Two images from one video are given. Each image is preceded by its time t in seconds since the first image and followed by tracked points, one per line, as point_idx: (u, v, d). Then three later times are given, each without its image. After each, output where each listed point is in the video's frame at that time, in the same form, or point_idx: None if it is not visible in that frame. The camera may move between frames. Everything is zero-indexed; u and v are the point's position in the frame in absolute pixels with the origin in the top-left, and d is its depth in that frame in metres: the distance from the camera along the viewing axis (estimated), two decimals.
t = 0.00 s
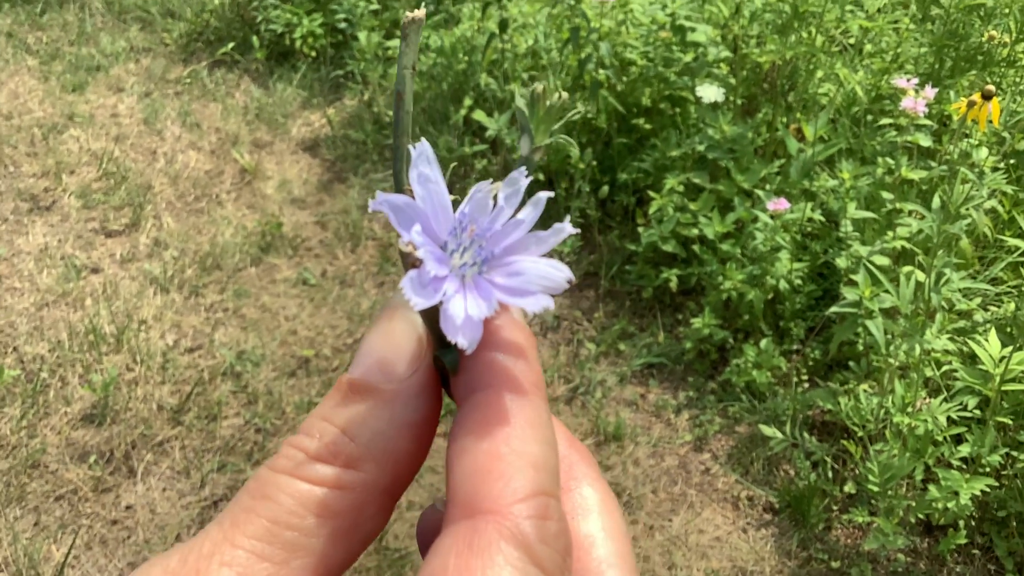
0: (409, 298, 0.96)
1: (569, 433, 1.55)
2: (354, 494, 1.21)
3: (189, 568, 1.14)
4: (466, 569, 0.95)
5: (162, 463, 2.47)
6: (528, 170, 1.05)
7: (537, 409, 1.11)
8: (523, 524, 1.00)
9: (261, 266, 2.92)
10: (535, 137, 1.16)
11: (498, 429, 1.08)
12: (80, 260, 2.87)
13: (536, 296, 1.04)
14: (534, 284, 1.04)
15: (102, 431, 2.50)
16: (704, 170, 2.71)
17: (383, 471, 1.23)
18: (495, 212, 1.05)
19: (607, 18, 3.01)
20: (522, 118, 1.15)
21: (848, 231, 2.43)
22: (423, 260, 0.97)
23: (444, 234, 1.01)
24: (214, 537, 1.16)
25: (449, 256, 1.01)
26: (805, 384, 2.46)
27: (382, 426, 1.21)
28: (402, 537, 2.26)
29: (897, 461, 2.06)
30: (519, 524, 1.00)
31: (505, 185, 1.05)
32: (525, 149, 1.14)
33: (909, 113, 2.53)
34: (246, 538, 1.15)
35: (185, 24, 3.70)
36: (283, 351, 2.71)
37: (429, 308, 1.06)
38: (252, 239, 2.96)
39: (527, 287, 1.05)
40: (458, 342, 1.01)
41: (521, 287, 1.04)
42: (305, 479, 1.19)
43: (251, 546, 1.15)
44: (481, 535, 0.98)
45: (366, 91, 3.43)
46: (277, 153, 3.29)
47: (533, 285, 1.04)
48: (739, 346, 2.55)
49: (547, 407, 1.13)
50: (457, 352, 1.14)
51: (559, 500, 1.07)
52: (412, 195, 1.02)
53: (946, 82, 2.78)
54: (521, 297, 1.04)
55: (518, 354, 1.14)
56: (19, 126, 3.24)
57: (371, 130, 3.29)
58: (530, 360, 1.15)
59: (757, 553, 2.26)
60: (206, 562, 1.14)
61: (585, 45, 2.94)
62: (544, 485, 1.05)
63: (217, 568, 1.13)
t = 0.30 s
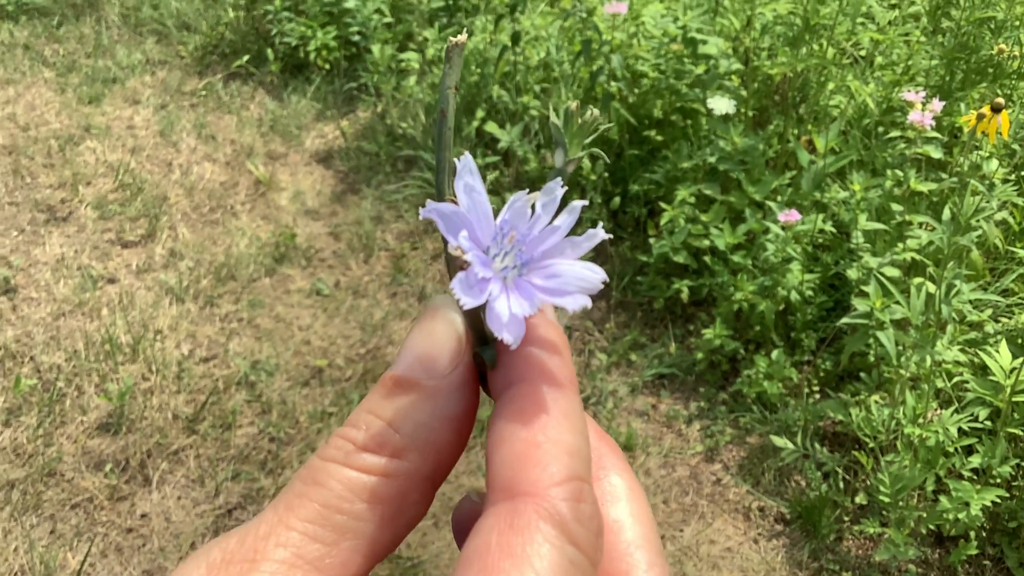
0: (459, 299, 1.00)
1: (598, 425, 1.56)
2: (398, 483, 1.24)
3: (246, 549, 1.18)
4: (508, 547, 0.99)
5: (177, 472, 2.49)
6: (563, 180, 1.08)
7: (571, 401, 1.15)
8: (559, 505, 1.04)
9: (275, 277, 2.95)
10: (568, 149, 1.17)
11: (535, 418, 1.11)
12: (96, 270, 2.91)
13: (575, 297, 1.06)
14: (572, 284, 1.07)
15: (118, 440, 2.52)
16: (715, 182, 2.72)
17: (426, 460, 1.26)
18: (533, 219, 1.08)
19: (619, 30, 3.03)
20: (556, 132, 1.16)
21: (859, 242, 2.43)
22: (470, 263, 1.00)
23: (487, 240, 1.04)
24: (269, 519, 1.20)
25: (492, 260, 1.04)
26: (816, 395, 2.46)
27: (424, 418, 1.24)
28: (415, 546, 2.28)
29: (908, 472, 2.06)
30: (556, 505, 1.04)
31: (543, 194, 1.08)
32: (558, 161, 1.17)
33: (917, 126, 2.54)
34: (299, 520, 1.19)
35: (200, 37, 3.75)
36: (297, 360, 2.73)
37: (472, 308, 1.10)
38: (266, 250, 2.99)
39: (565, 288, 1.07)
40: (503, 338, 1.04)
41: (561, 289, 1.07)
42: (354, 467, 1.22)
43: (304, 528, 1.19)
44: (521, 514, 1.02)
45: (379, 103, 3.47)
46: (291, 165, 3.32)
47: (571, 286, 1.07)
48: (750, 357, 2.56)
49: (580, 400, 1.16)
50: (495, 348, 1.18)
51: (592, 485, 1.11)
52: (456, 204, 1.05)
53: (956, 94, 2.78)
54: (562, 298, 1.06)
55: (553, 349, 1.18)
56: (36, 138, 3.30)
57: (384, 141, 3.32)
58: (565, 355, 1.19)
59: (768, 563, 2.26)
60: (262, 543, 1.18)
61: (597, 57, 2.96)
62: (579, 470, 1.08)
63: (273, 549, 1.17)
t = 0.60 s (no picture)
0: (460, 283, 1.03)
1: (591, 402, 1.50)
2: (407, 460, 1.22)
3: (265, 520, 1.19)
4: (509, 512, 1.02)
5: (186, 480, 2.50)
6: (558, 172, 1.12)
7: (567, 377, 1.16)
8: (556, 474, 1.06)
9: (285, 286, 2.97)
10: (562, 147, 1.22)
11: (533, 392, 1.12)
12: (106, 279, 2.94)
13: (567, 280, 1.11)
14: (565, 270, 1.11)
15: (128, 448, 2.54)
16: (723, 192, 2.73)
17: (433, 438, 1.24)
18: (530, 210, 1.11)
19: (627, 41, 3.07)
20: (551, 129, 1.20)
21: (866, 252, 2.44)
22: (470, 250, 1.03)
23: (487, 230, 1.07)
24: (286, 492, 1.21)
25: (491, 248, 1.08)
26: (824, 405, 2.46)
27: (431, 398, 1.22)
28: (422, 554, 2.29)
29: (915, 481, 2.06)
30: (553, 473, 1.07)
31: (538, 186, 1.11)
32: (555, 157, 1.21)
33: (925, 136, 2.54)
34: (314, 493, 1.19)
35: (211, 47, 3.78)
36: (305, 369, 2.75)
37: (471, 290, 1.14)
38: (275, 259, 3.02)
39: (558, 273, 1.12)
40: (500, 319, 1.08)
41: (555, 274, 1.11)
42: (364, 443, 1.21)
43: (320, 499, 1.19)
44: (520, 482, 1.05)
45: (389, 113, 3.49)
46: (301, 175, 3.35)
47: (564, 272, 1.11)
48: (758, 367, 2.56)
49: (575, 376, 1.17)
50: (496, 331, 1.18)
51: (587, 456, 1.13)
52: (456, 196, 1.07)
53: (964, 105, 2.78)
54: (555, 282, 1.11)
55: (549, 330, 1.17)
56: (48, 147, 3.33)
57: (393, 151, 3.34)
58: (560, 333, 1.19)
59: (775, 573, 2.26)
60: (280, 515, 1.18)
61: (605, 68, 2.98)
62: (575, 441, 1.11)
63: (290, 520, 1.18)
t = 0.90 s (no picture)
0: (420, 267, 1.06)
1: (557, 380, 1.54)
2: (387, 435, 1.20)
3: (252, 490, 1.14)
4: (473, 474, 1.04)
5: (191, 488, 2.52)
6: (514, 164, 1.16)
7: (530, 349, 1.18)
8: (518, 440, 1.08)
9: (290, 295, 2.98)
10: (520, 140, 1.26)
11: (495, 366, 1.14)
12: (113, 288, 2.96)
13: (521, 263, 1.15)
14: (519, 254, 1.15)
15: (133, 456, 2.55)
16: (726, 203, 2.74)
17: (411, 414, 1.21)
18: (489, 200, 1.15)
19: (630, 53, 3.07)
20: (509, 127, 1.25)
21: (868, 262, 2.45)
22: (430, 236, 1.07)
23: (448, 218, 1.10)
24: (271, 465, 1.17)
25: (452, 235, 1.11)
26: (826, 415, 2.47)
27: (407, 373, 1.22)
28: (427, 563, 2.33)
29: (916, 492, 2.07)
30: (515, 439, 1.08)
31: (496, 178, 1.15)
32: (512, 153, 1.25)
33: (925, 149, 2.56)
34: (299, 465, 1.15)
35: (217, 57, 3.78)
36: (310, 378, 2.75)
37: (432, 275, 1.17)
38: (280, 269, 3.03)
39: (513, 258, 1.15)
40: (457, 300, 1.11)
41: (510, 257, 1.14)
42: (344, 416, 1.18)
43: (306, 470, 1.15)
44: (484, 448, 1.07)
45: (394, 124, 3.51)
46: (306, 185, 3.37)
47: (518, 256, 1.15)
48: (761, 377, 2.56)
49: (537, 348, 1.18)
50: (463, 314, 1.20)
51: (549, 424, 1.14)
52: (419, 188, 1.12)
53: (966, 117, 2.79)
54: (510, 265, 1.14)
55: (508, 306, 1.18)
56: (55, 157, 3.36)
57: (398, 162, 3.36)
58: (520, 307, 1.20)
59: None
60: (268, 484, 1.14)
61: (609, 80, 2.99)
62: (538, 409, 1.12)
63: (278, 490, 1.14)
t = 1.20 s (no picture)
0: (426, 346, 1.10)
1: (565, 448, 1.52)
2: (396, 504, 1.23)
3: (266, 559, 1.15)
4: (478, 549, 1.02)
5: (199, 495, 2.53)
6: (521, 240, 1.19)
7: (536, 422, 1.18)
8: (522, 514, 1.06)
9: (297, 304, 3.00)
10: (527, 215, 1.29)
11: (501, 439, 1.14)
12: (122, 297, 2.98)
13: (526, 339, 1.17)
14: (524, 330, 1.17)
15: (141, 464, 2.57)
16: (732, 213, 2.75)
17: (421, 483, 1.25)
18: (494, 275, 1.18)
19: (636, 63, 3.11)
20: (513, 204, 1.28)
21: (874, 273, 2.43)
22: (437, 314, 1.11)
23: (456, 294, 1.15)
24: (284, 534, 1.18)
25: (460, 311, 1.15)
26: (832, 424, 2.47)
27: (416, 444, 1.25)
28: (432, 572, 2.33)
29: (921, 501, 2.08)
30: (520, 513, 1.06)
31: (502, 254, 1.19)
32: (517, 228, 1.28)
33: (929, 159, 2.57)
34: (312, 534, 1.17)
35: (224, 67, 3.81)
36: (317, 386, 2.77)
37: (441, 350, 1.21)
38: (288, 277, 3.05)
39: (519, 332, 1.18)
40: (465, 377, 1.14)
41: (516, 333, 1.17)
42: (355, 485, 1.21)
43: (319, 539, 1.16)
44: (490, 522, 1.05)
45: (401, 133, 3.51)
46: (314, 194, 3.39)
47: (523, 331, 1.17)
48: (766, 386, 2.57)
49: (544, 421, 1.19)
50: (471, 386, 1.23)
51: (555, 498, 1.13)
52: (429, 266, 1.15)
53: (971, 127, 2.82)
54: (516, 341, 1.17)
55: (515, 378, 1.21)
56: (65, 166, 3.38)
57: (405, 171, 3.38)
58: (528, 379, 1.22)
59: None
60: (281, 553, 1.14)
61: (615, 90, 3.01)
62: (544, 482, 1.11)
63: (290, 559, 1.14)
